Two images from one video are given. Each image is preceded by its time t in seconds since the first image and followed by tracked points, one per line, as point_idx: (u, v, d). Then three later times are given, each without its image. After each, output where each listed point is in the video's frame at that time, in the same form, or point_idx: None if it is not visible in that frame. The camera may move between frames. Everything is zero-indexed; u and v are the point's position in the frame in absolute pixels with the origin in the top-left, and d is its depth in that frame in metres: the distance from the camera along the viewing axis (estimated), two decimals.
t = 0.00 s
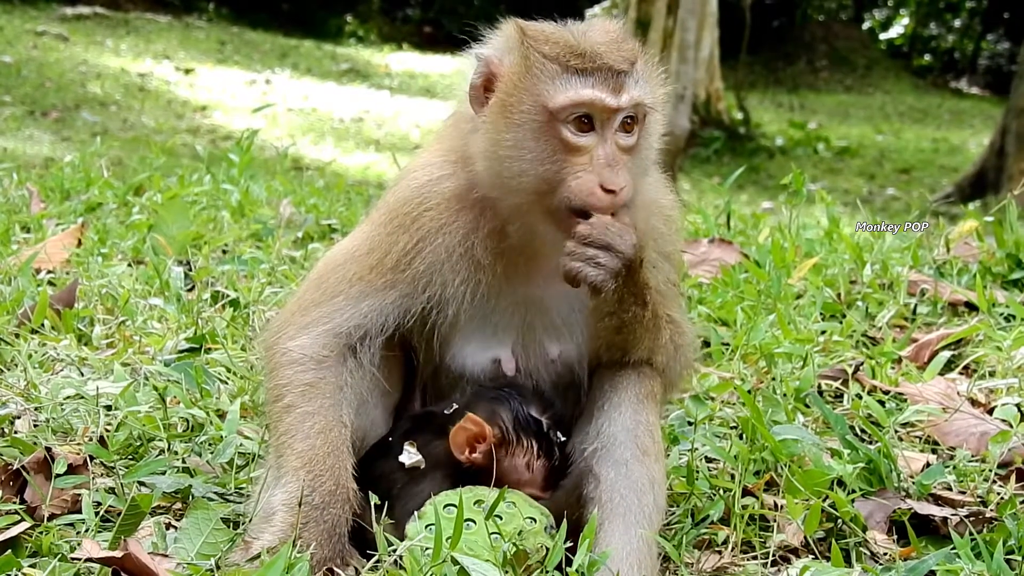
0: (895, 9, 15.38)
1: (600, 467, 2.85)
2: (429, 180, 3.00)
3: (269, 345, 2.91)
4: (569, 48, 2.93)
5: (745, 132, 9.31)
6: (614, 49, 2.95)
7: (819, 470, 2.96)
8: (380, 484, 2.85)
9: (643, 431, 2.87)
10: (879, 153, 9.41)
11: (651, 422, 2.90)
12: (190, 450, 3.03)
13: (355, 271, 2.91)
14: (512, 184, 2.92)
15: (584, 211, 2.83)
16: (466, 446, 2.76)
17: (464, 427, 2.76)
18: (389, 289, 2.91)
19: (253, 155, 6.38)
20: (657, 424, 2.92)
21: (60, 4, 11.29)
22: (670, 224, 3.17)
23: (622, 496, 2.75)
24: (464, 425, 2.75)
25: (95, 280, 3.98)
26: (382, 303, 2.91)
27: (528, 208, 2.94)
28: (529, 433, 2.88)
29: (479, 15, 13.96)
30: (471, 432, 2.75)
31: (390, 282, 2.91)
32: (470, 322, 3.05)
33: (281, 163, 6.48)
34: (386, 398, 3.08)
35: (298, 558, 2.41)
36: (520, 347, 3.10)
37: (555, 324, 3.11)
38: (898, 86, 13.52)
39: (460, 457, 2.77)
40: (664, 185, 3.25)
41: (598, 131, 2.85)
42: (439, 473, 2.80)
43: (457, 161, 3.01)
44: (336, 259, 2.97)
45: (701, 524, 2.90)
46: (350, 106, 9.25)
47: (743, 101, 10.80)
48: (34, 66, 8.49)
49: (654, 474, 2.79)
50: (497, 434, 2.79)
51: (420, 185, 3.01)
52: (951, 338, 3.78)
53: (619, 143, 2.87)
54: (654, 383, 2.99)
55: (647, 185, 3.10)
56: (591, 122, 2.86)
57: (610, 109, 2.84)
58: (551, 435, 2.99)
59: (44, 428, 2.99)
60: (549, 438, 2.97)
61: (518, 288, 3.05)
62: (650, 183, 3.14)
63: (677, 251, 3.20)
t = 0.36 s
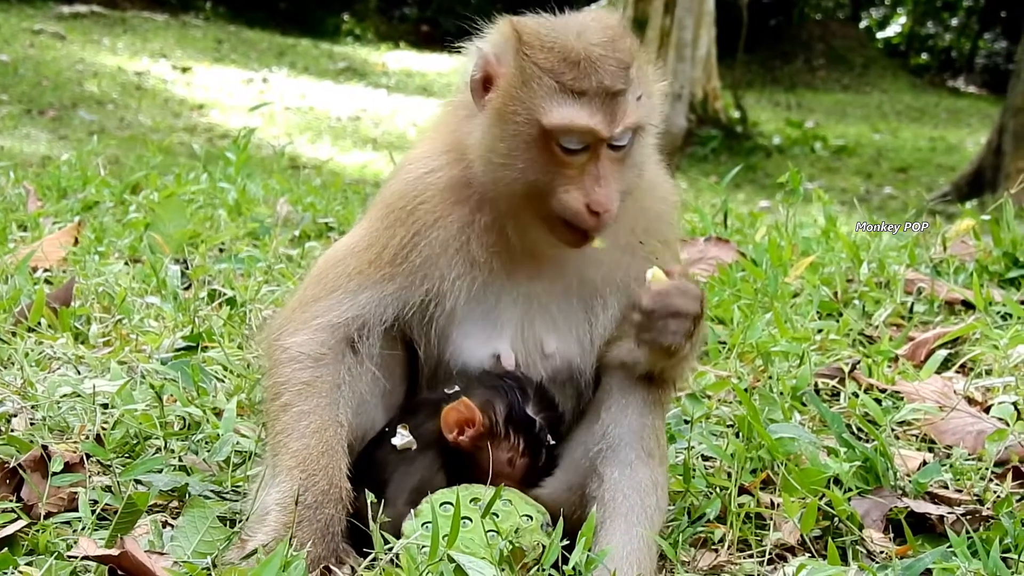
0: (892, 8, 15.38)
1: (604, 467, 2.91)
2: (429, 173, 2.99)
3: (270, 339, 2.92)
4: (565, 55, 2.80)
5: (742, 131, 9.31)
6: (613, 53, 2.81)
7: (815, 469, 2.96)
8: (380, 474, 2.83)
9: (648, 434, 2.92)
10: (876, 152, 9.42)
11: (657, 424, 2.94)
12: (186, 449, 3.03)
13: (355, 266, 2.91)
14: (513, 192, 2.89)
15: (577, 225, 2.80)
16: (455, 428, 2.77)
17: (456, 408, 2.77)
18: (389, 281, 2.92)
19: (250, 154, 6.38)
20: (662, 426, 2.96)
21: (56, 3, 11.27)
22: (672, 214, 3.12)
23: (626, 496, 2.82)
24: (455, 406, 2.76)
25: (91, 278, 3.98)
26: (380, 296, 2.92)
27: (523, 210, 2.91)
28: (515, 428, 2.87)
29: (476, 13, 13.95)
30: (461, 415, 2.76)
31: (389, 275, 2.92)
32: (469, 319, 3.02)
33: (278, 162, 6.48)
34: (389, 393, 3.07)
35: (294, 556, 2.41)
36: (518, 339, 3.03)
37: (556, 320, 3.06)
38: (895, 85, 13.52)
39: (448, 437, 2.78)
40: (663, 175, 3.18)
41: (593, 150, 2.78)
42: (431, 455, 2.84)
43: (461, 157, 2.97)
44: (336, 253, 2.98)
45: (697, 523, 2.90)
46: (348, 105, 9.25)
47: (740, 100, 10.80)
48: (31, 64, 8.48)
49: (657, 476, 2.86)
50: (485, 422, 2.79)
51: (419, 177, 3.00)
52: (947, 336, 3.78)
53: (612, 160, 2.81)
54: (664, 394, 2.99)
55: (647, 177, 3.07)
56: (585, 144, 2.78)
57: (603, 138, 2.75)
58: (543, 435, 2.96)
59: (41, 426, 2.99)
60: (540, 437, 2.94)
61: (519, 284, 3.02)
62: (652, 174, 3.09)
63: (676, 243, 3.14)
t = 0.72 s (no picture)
0: (890, 6, 15.39)
1: (596, 463, 2.85)
2: (425, 174, 3.02)
3: (269, 336, 2.92)
4: (503, 53, 2.87)
5: (740, 128, 9.30)
6: (554, 50, 2.85)
7: (812, 466, 2.97)
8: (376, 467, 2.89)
9: (638, 428, 2.86)
10: (873, 150, 9.42)
11: (646, 418, 2.89)
12: (183, 447, 3.03)
13: (360, 263, 2.94)
14: (471, 188, 2.94)
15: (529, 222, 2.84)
16: (461, 426, 2.76)
17: (463, 406, 2.76)
18: (394, 280, 2.95)
19: (248, 151, 6.39)
20: (652, 420, 2.90)
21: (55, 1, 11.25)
22: (669, 220, 3.14)
23: (616, 492, 2.75)
24: (463, 404, 2.76)
25: (88, 275, 3.98)
26: (384, 295, 2.94)
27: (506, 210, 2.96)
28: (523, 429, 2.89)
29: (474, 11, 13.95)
30: (469, 412, 2.75)
31: (393, 275, 2.94)
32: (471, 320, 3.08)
33: (276, 159, 6.48)
34: (387, 392, 3.10)
35: (291, 554, 2.41)
36: (519, 342, 3.13)
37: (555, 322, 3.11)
38: (892, 83, 13.52)
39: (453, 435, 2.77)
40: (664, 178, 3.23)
41: (534, 143, 2.83)
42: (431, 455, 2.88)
43: (439, 159, 3.03)
44: (340, 251, 2.99)
45: (694, 520, 2.89)
46: (345, 102, 9.25)
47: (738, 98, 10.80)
48: (29, 62, 8.48)
49: (648, 471, 2.78)
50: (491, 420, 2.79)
51: (421, 177, 3.04)
52: (944, 334, 3.79)
53: (556, 151, 2.85)
54: (649, 378, 2.98)
55: (640, 177, 3.07)
56: (518, 136, 2.85)
57: (530, 122, 2.80)
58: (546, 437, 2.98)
59: (37, 424, 2.99)
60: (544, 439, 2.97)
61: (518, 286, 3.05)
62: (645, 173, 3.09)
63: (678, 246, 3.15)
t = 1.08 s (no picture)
0: (885, 4, 15.42)
1: (580, 462, 2.80)
2: (417, 173, 3.05)
3: (264, 335, 2.93)
4: (473, 53, 3.01)
5: (735, 127, 9.29)
6: (524, 45, 2.98)
7: (807, 464, 2.97)
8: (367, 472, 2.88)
9: (621, 426, 2.80)
10: (868, 149, 9.43)
11: (629, 416, 2.83)
12: (178, 444, 3.03)
13: (355, 262, 2.95)
14: (451, 181, 2.97)
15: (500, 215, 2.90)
16: (450, 437, 2.75)
17: (448, 418, 2.75)
18: (389, 280, 2.96)
19: (243, 149, 6.38)
20: (635, 418, 2.84)
21: None
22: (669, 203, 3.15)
23: (604, 491, 2.71)
24: (448, 416, 2.74)
25: (83, 273, 3.97)
26: (380, 294, 2.95)
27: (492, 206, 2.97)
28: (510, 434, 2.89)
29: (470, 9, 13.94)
30: (455, 424, 2.74)
31: (388, 274, 2.95)
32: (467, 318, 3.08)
33: (271, 157, 6.48)
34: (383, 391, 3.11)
35: (286, 552, 2.40)
36: (518, 343, 3.12)
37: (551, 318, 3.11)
38: (888, 81, 13.54)
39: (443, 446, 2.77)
40: (660, 162, 3.22)
41: (503, 131, 2.91)
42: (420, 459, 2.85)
43: (426, 156, 3.08)
44: (337, 249, 3.01)
45: (688, 518, 2.90)
46: (340, 100, 9.24)
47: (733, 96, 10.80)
48: (24, 59, 8.46)
49: (634, 468, 2.74)
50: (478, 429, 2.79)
51: (413, 178, 3.06)
52: (939, 333, 3.79)
53: (527, 140, 2.92)
54: (632, 379, 2.93)
55: (627, 165, 3.12)
56: (490, 128, 2.94)
57: (496, 108, 2.91)
58: (536, 436, 2.99)
59: (32, 421, 2.99)
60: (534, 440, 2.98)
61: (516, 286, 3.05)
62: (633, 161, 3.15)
63: (673, 228, 3.13)
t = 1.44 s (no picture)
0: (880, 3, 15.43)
1: (577, 460, 2.80)
2: (405, 171, 3.05)
3: (255, 336, 2.95)
4: (456, 47, 2.86)
5: (730, 124, 9.29)
6: (508, 34, 2.83)
7: (802, 461, 2.98)
8: (353, 459, 2.92)
9: (617, 422, 2.80)
10: (863, 147, 9.44)
11: (625, 413, 2.82)
12: (173, 441, 3.03)
13: (344, 261, 2.96)
14: (441, 178, 2.96)
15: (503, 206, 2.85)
16: (430, 430, 2.75)
17: (429, 411, 2.75)
18: (378, 277, 2.96)
19: (238, 147, 6.38)
20: (631, 416, 2.83)
21: None
22: (656, 182, 3.12)
23: (599, 488, 2.72)
24: (428, 409, 2.74)
25: (78, 270, 3.97)
26: (370, 291, 2.96)
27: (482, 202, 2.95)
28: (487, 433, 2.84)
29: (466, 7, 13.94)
30: (434, 419, 2.74)
31: (377, 272, 2.96)
32: (460, 314, 3.08)
33: (266, 154, 6.48)
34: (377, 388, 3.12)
35: (281, 548, 2.41)
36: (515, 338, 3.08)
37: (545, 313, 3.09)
38: (883, 80, 13.55)
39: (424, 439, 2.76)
40: (648, 144, 3.20)
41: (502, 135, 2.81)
42: (404, 450, 2.87)
43: (413, 152, 3.07)
44: (326, 249, 3.02)
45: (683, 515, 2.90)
46: (336, 98, 9.23)
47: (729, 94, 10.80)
48: (19, 57, 8.45)
49: (629, 464, 2.75)
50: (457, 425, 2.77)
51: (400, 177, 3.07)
52: (934, 330, 3.80)
53: (525, 135, 2.84)
54: (630, 379, 2.91)
55: (615, 145, 3.07)
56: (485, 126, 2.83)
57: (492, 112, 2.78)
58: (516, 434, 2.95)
59: (28, 418, 2.98)
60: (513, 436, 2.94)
61: (509, 282, 3.05)
62: (621, 140, 3.10)
63: (666, 213, 3.13)
